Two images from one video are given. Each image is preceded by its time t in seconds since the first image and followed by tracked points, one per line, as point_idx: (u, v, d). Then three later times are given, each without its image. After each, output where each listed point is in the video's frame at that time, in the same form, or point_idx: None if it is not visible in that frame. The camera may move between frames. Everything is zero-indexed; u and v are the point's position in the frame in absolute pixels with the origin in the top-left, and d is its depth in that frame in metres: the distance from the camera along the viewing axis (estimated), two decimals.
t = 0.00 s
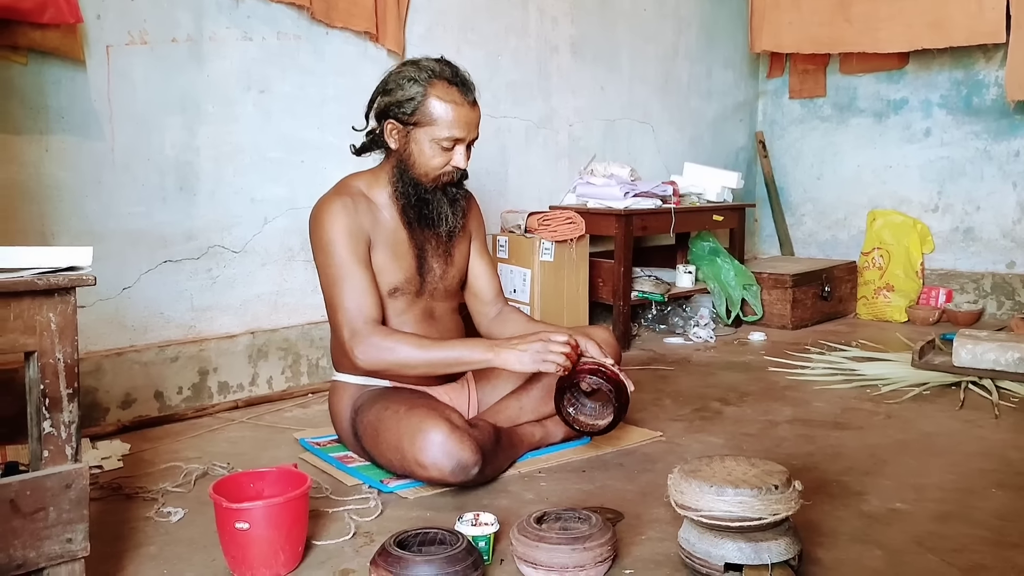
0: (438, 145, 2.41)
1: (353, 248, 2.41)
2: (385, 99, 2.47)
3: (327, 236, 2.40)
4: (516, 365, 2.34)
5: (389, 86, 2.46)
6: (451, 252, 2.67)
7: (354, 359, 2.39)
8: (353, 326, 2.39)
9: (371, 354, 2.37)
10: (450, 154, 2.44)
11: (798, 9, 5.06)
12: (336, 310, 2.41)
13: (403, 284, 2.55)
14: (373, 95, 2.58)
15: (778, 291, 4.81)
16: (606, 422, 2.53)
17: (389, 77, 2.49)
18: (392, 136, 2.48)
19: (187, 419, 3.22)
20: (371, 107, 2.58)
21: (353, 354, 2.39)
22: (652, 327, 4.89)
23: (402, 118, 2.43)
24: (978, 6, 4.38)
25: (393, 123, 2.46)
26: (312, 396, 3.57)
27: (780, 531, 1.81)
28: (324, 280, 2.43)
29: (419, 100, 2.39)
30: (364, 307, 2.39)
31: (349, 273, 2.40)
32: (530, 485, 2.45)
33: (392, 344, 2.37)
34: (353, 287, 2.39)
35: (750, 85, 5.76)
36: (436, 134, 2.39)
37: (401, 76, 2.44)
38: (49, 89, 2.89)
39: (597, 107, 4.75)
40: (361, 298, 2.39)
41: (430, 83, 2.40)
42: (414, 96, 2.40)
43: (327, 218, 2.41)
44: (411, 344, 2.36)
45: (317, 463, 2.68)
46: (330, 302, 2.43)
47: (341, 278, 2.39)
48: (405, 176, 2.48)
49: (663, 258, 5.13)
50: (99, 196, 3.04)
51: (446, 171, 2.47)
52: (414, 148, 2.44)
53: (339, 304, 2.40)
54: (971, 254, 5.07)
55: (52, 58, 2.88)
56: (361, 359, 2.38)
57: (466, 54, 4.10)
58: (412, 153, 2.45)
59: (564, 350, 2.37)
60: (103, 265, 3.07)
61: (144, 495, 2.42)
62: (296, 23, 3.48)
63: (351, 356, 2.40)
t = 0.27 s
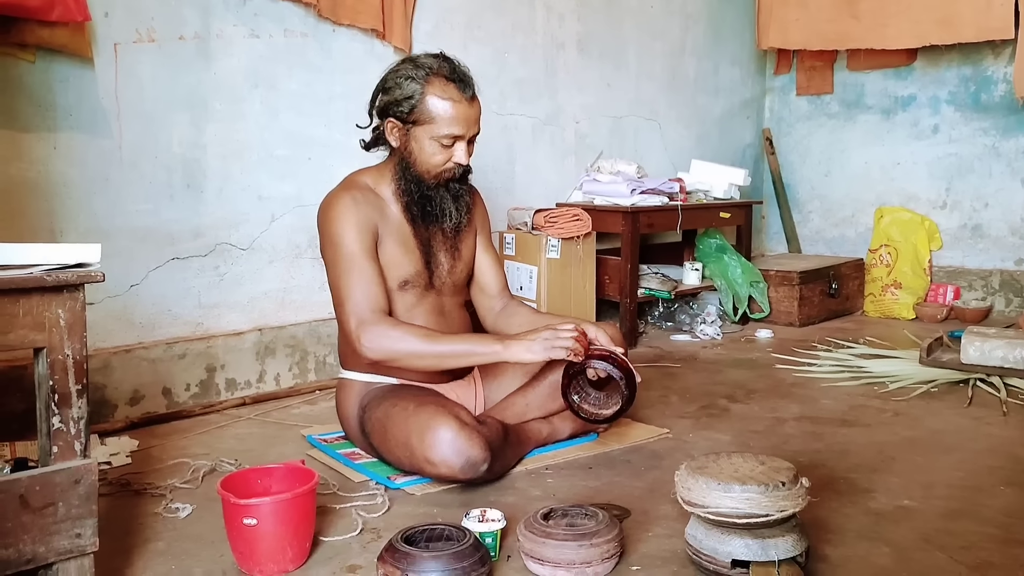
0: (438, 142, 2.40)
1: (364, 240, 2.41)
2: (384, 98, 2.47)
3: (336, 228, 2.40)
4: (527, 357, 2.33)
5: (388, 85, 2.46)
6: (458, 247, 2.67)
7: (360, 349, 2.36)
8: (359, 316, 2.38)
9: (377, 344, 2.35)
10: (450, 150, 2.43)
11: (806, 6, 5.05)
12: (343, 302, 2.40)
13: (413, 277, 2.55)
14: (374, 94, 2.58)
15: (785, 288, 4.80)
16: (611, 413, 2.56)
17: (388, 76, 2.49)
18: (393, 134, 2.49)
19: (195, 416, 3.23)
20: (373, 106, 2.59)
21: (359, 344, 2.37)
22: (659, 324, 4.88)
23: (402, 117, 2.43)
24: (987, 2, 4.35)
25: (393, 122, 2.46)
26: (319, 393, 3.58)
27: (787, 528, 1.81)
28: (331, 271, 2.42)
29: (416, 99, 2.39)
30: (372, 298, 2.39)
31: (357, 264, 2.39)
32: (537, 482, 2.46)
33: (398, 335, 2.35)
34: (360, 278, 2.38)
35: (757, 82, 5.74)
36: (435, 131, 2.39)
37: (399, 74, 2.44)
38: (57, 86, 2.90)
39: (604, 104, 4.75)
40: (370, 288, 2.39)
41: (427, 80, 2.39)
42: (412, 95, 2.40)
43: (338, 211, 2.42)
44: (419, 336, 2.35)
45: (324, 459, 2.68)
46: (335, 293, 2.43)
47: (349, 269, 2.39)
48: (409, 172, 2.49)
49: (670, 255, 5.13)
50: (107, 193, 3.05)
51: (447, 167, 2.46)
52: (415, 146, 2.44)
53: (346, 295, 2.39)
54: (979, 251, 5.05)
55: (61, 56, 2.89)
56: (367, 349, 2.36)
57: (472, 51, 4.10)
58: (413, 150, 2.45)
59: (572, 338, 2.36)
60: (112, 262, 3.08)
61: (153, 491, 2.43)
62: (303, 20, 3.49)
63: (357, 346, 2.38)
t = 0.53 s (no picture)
0: (437, 141, 2.40)
1: (365, 240, 2.41)
2: (382, 99, 2.47)
3: (338, 229, 2.40)
4: (524, 359, 2.31)
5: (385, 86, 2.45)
6: (465, 242, 2.67)
7: (358, 350, 2.38)
8: (358, 316, 2.39)
9: (376, 346, 2.36)
10: (451, 149, 2.42)
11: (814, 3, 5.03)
12: (343, 303, 2.41)
13: (419, 275, 2.55)
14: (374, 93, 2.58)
15: (792, 286, 4.79)
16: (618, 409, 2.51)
17: (385, 76, 2.48)
18: (393, 134, 2.49)
19: (203, 413, 3.24)
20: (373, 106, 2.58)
21: (358, 344, 2.38)
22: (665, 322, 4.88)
23: (400, 117, 2.43)
24: None
25: (392, 122, 2.47)
26: (327, 390, 3.59)
27: (795, 525, 1.81)
28: (333, 272, 2.43)
29: (413, 99, 2.38)
30: (371, 299, 2.39)
31: (358, 265, 2.40)
32: (544, 479, 2.46)
33: (396, 337, 2.37)
34: (359, 279, 2.39)
35: (764, 78, 5.72)
36: (433, 131, 2.38)
37: (396, 74, 2.43)
38: (65, 84, 2.91)
39: (611, 101, 4.74)
40: (369, 290, 2.40)
41: (423, 79, 2.38)
42: (409, 95, 2.39)
43: (340, 211, 2.42)
44: (417, 339, 2.36)
45: (332, 456, 2.69)
46: (335, 293, 2.43)
47: (349, 270, 2.39)
48: (410, 172, 2.49)
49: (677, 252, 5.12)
50: (115, 191, 3.06)
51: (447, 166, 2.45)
52: (415, 145, 2.45)
53: (345, 296, 2.40)
54: (988, 248, 5.03)
55: (69, 54, 2.89)
56: (365, 350, 2.37)
57: (479, 48, 4.10)
58: (414, 150, 2.45)
59: (566, 335, 2.34)
60: (120, 260, 3.09)
61: (161, 487, 2.45)
62: (310, 18, 3.49)
63: (355, 347, 2.40)
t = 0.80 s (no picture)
0: (439, 140, 2.40)
1: (368, 241, 2.42)
2: (381, 100, 2.47)
3: (341, 229, 2.41)
4: (519, 367, 2.30)
5: (384, 86, 2.45)
6: (469, 240, 2.67)
7: (358, 352, 2.38)
8: (360, 318, 2.39)
9: (376, 349, 2.36)
10: (452, 146, 2.42)
11: None
12: (346, 303, 2.42)
13: (422, 274, 2.55)
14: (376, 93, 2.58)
15: (798, 284, 4.77)
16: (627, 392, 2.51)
17: (384, 76, 2.48)
18: (395, 134, 2.49)
19: (208, 410, 3.25)
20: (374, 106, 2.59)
21: (358, 346, 2.38)
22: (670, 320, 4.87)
23: (401, 117, 2.43)
24: None
25: (393, 122, 2.47)
26: (332, 387, 3.60)
27: (801, 522, 1.81)
28: (336, 272, 2.43)
29: (412, 98, 2.38)
30: (374, 300, 2.40)
31: (358, 267, 2.40)
32: (549, 477, 2.46)
33: (396, 340, 2.36)
34: (361, 281, 2.39)
35: (769, 76, 5.71)
36: (434, 129, 2.38)
37: (395, 74, 2.43)
38: (71, 83, 2.91)
39: (616, 99, 4.73)
40: (372, 291, 2.40)
41: (421, 78, 2.38)
42: (409, 95, 2.39)
43: (342, 212, 2.42)
44: (416, 343, 2.35)
45: (337, 453, 2.70)
46: (338, 293, 2.44)
47: (352, 270, 2.40)
48: (413, 171, 2.49)
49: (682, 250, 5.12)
50: (121, 189, 3.07)
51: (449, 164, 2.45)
52: (416, 144, 2.45)
53: (348, 297, 2.40)
54: (994, 245, 5.02)
55: (75, 52, 2.90)
56: (365, 353, 2.37)
57: (484, 46, 4.10)
58: (415, 149, 2.46)
59: (564, 342, 2.31)
60: (126, 258, 3.10)
61: (167, 484, 2.45)
62: (315, 16, 3.49)
63: (356, 348, 2.40)
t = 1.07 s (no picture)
0: (441, 134, 2.40)
1: (372, 240, 2.42)
2: (383, 97, 2.48)
3: (346, 228, 2.41)
4: (527, 365, 2.30)
5: (386, 83, 2.46)
6: (473, 236, 2.67)
7: (365, 352, 2.38)
8: (366, 318, 2.40)
9: (383, 348, 2.36)
10: (455, 140, 2.42)
11: None
12: (353, 302, 2.42)
13: (426, 272, 2.56)
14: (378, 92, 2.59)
15: (803, 281, 4.76)
16: (643, 377, 2.49)
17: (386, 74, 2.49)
18: (398, 131, 2.50)
19: (214, 407, 3.25)
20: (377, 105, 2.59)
21: (365, 346, 2.38)
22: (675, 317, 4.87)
23: (403, 113, 2.43)
24: None
25: (395, 119, 2.47)
26: (337, 384, 3.60)
27: (806, 519, 1.81)
28: (341, 273, 2.44)
29: (414, 93, 2.38)
30: (380, 299, 2.40)
31: (364, 267, 2.40)
32: (554, 474, 2.46)
33: (403, 341, 2.35)
34: (366, 282, 2.40)
35: (775, 73, 5.70)
36: (436, 123, 2.38)
37: (396, 71, 2.44)
38: (77, 81, 2.92)
39: (620, 96, 4.73)
40: (377, 290, 2.40)
41: (423, 74, 2.38)
42: (411, 90, 2.39)
43: (347, 211, 2.42)
44: (422, 342, 2.35)
45: (342, 451, 2.70)
46: (344, 293, 2.44)
47: (357, 270, 2.40)
48: (416, 168, 2.49)
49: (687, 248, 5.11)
50: (127, 186, 3.07)
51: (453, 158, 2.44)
52: (419, 140, 2.45)
53: (354, 296, 2.40)
54: (1000, 243, 5.00)
55: (81, 50, 2.91)
56: (372, 353, 2.37)
57: (489, 44, 4.10)
58: (418, 145, 2.45)
59: (569, 339, 2.30)
60: (132, 256, 3.10)
61: (173, 482, 2.46)
62: (320, 14, 3.50)
63: (363, 348, 2.40)
